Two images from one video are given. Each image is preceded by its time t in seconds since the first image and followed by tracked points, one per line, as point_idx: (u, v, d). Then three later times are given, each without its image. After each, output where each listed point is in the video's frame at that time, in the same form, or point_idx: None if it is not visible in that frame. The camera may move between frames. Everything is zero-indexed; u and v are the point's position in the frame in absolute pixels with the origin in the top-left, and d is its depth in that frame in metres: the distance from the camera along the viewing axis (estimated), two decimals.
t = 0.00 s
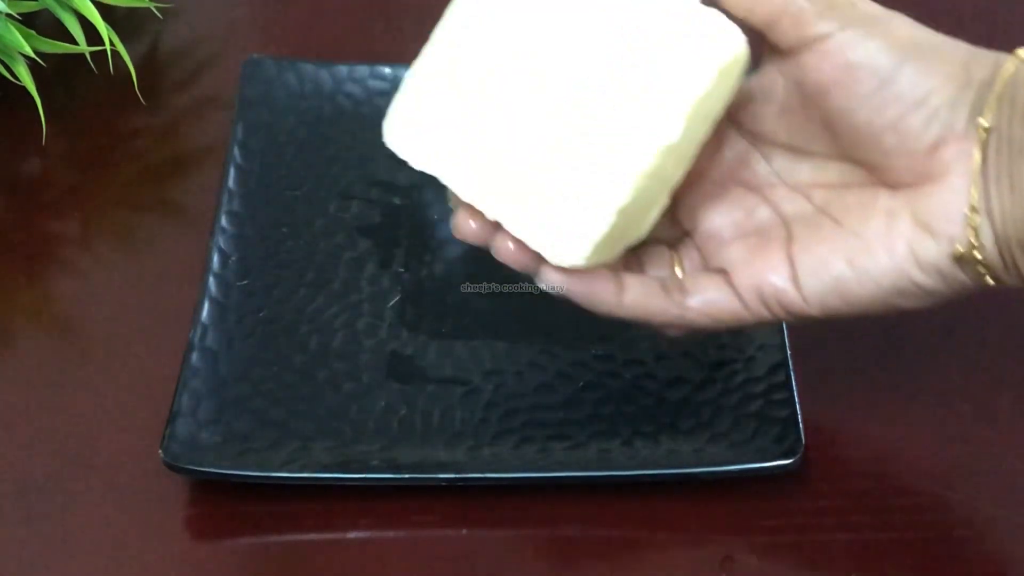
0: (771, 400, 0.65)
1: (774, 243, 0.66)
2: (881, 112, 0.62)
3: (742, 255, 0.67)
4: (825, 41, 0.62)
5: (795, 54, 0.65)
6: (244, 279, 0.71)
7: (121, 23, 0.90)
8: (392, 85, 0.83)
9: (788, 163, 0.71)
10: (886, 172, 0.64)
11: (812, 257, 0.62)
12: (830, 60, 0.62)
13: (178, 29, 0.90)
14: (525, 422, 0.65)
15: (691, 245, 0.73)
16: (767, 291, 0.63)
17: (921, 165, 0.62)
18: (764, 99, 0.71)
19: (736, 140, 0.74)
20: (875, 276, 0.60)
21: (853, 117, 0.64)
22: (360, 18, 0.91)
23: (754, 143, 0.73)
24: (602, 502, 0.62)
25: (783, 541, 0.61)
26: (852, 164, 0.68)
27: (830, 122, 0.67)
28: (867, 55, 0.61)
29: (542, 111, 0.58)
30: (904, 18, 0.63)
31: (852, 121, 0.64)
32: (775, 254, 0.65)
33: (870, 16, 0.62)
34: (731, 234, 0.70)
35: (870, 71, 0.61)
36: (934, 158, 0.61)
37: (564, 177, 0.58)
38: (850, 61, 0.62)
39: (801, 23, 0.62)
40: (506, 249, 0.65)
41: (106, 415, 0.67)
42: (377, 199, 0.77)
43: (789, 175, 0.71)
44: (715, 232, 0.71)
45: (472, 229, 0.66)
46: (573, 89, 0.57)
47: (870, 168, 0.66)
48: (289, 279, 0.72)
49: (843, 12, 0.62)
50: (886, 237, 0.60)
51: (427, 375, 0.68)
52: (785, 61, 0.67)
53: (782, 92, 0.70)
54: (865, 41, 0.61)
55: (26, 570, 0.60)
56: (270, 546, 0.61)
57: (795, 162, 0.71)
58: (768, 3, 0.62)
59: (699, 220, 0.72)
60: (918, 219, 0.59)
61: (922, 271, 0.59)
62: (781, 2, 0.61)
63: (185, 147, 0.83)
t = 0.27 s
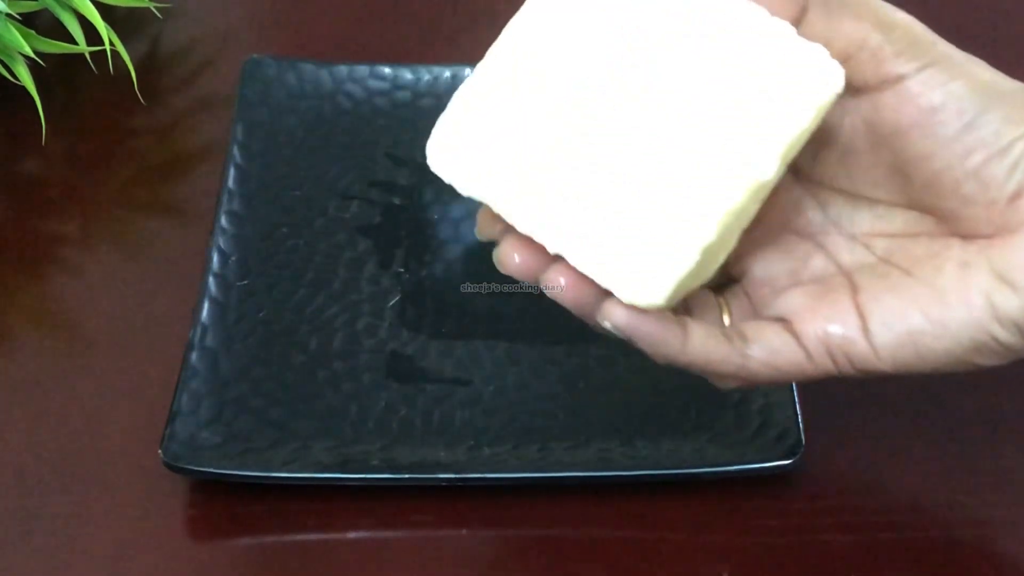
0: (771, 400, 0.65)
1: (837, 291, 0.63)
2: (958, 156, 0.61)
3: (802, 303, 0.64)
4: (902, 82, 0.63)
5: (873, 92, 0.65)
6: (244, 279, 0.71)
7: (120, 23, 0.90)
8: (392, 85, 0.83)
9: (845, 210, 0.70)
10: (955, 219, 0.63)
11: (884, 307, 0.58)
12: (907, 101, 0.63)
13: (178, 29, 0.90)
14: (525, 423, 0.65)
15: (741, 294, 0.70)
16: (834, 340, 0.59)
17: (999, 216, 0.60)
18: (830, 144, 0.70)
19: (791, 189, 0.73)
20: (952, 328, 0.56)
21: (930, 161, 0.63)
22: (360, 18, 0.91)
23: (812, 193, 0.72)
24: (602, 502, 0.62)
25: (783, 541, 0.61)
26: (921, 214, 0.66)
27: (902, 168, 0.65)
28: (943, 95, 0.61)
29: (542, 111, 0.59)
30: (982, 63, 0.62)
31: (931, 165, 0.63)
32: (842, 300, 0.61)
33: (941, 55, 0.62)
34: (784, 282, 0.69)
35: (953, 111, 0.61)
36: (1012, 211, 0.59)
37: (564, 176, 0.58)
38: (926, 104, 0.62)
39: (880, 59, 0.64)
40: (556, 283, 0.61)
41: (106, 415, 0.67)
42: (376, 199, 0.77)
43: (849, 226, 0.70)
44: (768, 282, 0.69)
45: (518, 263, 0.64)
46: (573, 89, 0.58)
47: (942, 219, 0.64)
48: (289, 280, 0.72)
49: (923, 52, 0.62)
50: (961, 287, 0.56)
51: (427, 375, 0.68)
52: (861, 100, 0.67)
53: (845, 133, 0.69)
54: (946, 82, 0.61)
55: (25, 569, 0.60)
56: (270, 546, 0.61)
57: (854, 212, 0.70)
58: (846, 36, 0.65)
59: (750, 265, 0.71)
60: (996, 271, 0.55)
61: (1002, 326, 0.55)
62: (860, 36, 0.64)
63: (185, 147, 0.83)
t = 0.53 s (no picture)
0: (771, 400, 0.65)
1: (861, 335, 0.62)
2: (977, 188, 0.62)
3: (824, 350, 0.62)
4: (914, 114, 0.64)
5: (882, 127, 0.66)
6: (244, 279, 0.71)
7: (120, 22, 0.90)
8: (392, 85, 0.82)
9: (857, 247, 0.70)
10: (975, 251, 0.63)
11: (915, 352, 0.58)
12: (920, 135, 0.63)
13: (178, 28, 0.90)
14: (526, 423, 0.65)
15: (758, 344, 0.69)
16: (865, 389, 0.58)
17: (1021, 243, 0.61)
18: (838, 182, 0.70)
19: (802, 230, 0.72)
20: (985, 365, 0.56)
21: (946, 195, 0.64)
22: (360, 17, 0.91)
23: (823, 232, 0.72)
24: (602, 502, 0.62)
25: (784, 542, 0.61)
26: (938, 246, 0.66)
27: (917, 202, 0.66)
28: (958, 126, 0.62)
29: (542, 110, 0.58)
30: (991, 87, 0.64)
31: (948, 199, 0.64)
32: (868, 346, 0.60)
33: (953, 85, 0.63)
34: (800, 328, 0.68)
35: (968, 141, 0.62)
36: None
37: (564, 176, 0.57)
38: (940, 134, 0.63)
39: (891, 94, 0.64)
40: (571, 353, 0.58)
41: (105, 415, 0.67)
42: (376, 199, 0.77)
43: (863, 263, 0.70)
44: (785, 326, 0.68)
45: (528, 329, 0.62)
46: (573, 89, 0.58)
47: (960, 250, 0.64)
48: (289, 280, 0.72)
49: (933, 83, 0.63)
50: (991, 323, 0.57)
51: (427, 375, 0.68)
52: (870, 135, 0.67)
53: (856, 170, 0.68)
54: (959, 112, 0.62)
55: (25, 569, 0.60)
56: (270, 546, 0.61)
57: (866, 246, 0.70)
58: (853, 70, 0.65)
59: (763, 311, 0.70)
60: None
61: None
62: (867, 71, 0.64)
63: (186, 147, 0.83)
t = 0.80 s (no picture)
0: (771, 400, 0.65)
1: (849, 351, 0.62)
2: (964, 199, 0.61)
3: (812, 367, 0.62)
4: (899, 123, 0.63)
5: (865, 137, 0.65)
6: (244, 279, 0.71)
7: (120, 22, 0.90)
8: (392, 85, 0.82)
9: (843, 259, 0.69)
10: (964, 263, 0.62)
11: (904, 366, 0.57)
12: (903, 144, 0.63)
13: (178, 28, 0.90)
14: (526, 423, 0.65)
15: (743, 361, 0.69)
16: (855, 406, 0.58)
17: (1012, 255, 0.59)
18: (821, 194, 0.69)
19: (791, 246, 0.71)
20: (977, 379, 0.55)
21: (933, 208, 0.62)
22: (361, 17, 0.91)
23: (811, 245, 0.71)
24: (602, 502, 0.62)
25: (784, 543, 0.61)
26: (926, 258, 0.65)
27: (904, 213, 0.65)
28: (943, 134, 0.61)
29: (540, 102, 0.56)
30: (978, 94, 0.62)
31: (937, 209, 0.62)
32: (856, 362, 0.61)
33: (937, 92, 0.61)
34: (787, 343, 0.68)
35: (955, 150, 0.61)
36: None
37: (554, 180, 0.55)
38: (926, 143, 0.62)
39: (873, 103, 0.64)
40: (553, 377, 0.58)
41: (106, 414, 0.67)
42: (376, 199, 0.77)
43: (850, 276, 0.69)
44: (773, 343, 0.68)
45: (507, 353, 0.61)
46: (572, 81, 0.56)
47: (949, 263, 0.63)
48: (289, 280, 0.72)
49: (916, 91, 0.62)
50: (983, 335, 0.56)
51: (427, 375, 0.68)
52: (854, 146, 0.66)
53: (839, 182, 0.68)
54: (945, 120, 0.61)
55: (26, 569, 0.60)
56: (270, 546, 0.61)
57: (852, 258, 0.69)
58: (836, 80, 0.65)
59: (749, 329, 0.70)
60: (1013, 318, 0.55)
61: None
62: (849, 81, 0.64)
63: (185, 147, 0.83)
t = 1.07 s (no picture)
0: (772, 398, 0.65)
1: (829, 337, 0.62)
2: (946, 181, 0.61)
3: (792, 353, 0.62)
4: (878, 103, 0.63)
5: (845, 119, 0.65)
6: (244, 279, 0.71)
7: (120, 22, 0.90)
8: (392, 84, 0.82)
9: (820, 245, 0.69)
10: (945, 245, 0.62)
11: (886, 354, 0.57)
12: (883, 126, 0.63)
13: (178, 27, 0.90)
14: (526, 422, 0.65)
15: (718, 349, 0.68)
16: (836, 392, 0.58)
17: (994, 237, 0.60)
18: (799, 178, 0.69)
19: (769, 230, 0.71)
20: (962, 365, 0.56)
21: (914, 189, 0.63)
22: (360, 16, 0.91)
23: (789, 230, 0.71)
24: (602, 502, 0.62)
25: (784, 542, 0.61)
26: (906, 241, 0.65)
27: (884, 198, 0.65)
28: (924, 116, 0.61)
29: (540, 100, 0.55)
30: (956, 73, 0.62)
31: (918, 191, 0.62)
32: (837, 349, 0.60)
33: (919, 71, 0.61)
34: (763, 331, 0.67)
35: (936, 132, 0.61)
36: (1009, 234, 0.59)
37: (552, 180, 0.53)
38: (906, 124, 0.61)
39: (853, 83, 0.63)
40: (525, 364, 0.57)
41: (106, 415, 0.67)
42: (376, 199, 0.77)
43: (826, 262, 0.69)
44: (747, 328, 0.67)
45: (476, 339, 0.61)
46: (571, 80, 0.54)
47: (928, 246, 0.64)
48: (288, 280, 0.72)
49: (898, 71, 0.61)
50: (966, 321, 0.56)
51: (427, 374, 0.68)
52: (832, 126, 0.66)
53: (817, 166, 0.68)
54: (925, 101, 0.61)
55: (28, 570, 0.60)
56: (270, 546, 0.60)
57: (830, 245, 0.69)
58: (814, 59, 0.64)
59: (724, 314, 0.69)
60: (998, 302, 0.56)
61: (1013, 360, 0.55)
62: (829, 59, 0.64)
63: (185, 147, 0.83)
